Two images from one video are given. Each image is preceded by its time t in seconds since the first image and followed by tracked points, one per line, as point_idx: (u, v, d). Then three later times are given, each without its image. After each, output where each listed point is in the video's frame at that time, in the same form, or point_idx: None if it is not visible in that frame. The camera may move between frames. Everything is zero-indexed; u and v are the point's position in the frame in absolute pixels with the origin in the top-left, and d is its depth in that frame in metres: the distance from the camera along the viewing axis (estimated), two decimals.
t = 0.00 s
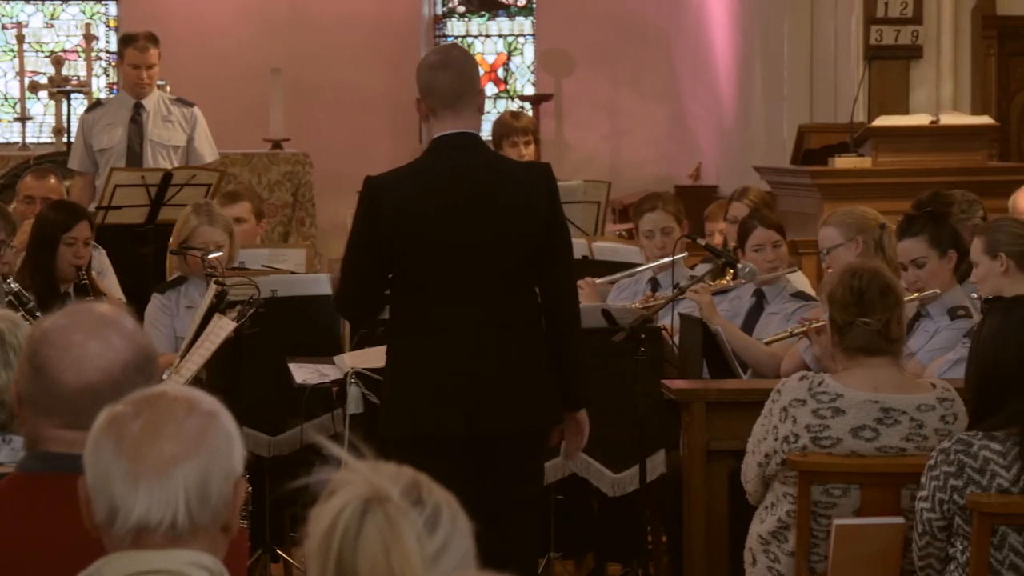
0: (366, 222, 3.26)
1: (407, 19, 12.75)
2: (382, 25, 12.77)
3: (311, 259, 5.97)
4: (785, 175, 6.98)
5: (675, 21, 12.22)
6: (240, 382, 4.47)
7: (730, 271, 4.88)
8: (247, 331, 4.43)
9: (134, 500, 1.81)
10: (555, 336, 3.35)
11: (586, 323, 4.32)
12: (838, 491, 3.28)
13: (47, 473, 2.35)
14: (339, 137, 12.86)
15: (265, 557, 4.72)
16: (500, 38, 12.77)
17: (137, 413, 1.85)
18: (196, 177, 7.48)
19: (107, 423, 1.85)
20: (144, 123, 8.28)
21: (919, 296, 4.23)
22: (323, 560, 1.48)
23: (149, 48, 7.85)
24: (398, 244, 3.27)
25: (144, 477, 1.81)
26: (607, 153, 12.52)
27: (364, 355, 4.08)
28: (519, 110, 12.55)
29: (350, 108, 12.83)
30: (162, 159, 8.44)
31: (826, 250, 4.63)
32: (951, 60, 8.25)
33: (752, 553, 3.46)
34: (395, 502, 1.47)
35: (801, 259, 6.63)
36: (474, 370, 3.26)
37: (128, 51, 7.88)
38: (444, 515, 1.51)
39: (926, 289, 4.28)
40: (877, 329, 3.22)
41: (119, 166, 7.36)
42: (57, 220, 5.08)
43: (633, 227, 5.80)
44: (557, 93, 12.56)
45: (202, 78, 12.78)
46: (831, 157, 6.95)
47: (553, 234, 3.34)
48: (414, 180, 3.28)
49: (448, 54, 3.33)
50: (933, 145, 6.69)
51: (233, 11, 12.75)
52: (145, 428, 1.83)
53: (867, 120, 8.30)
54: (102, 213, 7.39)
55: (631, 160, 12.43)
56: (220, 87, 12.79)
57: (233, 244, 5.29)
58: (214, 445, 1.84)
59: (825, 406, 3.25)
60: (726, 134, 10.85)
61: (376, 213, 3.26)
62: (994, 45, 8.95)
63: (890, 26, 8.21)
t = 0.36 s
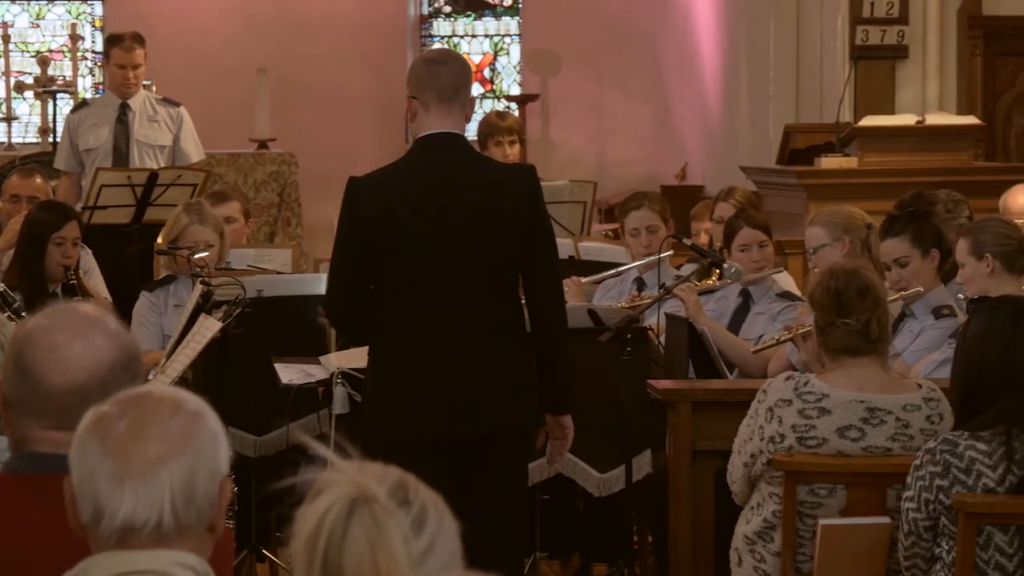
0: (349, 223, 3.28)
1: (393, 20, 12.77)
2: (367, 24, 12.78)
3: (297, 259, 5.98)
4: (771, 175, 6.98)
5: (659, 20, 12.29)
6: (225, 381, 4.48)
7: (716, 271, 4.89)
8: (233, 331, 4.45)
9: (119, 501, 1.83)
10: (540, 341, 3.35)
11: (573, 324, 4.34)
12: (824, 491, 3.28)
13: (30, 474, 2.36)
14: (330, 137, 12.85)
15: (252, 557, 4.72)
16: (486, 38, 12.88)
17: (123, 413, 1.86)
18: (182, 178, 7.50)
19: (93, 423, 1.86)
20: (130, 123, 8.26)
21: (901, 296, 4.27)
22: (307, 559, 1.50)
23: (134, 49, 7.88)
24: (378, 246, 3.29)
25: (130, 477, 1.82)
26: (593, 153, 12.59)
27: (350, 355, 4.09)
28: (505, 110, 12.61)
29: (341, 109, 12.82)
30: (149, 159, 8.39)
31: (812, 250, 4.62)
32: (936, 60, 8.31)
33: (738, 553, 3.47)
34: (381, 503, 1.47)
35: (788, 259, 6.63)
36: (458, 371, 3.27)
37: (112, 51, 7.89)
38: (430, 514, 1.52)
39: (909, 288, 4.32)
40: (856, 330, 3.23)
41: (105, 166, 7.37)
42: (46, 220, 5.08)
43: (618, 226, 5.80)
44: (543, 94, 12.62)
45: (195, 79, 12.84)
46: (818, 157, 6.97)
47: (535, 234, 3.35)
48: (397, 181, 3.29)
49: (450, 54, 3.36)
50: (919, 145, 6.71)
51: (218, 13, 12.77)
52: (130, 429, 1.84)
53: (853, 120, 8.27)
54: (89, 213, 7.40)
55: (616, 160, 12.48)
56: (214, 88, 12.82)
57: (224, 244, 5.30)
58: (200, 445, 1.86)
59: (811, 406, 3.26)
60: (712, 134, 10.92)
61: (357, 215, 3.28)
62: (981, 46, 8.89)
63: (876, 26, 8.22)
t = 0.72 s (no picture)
0: (338, 225, 3.28)
1: (382, 20, 12.86)
2: (358, 28, 12.88)
3: (283, 260, 6.01)
4: (758, 174, 6.99)
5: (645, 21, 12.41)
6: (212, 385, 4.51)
7: (703, 271, 4.88)
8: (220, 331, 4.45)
9: (105, 500, 1.82)
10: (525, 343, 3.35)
11: (557, 323, 4.29)
12: (811, 491, 3.29)
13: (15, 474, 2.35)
14: (321, 139, 12.92)
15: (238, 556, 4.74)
16: (473, 38, 12.92)
17: (109, 413, 1.86)
18: (169, 177, 7.43)
19: (79, 423, 1.86)
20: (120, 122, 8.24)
21: (886, 296, 4.28)
22: (294, 559, 1.50)
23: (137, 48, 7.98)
24: (366, 247, 3.29)
25: (116, 477, 1.82)
26: (580, 152, 12.66)
27: (338, 355, 4.10)
28: (492, 110, 12.65)
29: (331, 112, 12.92)
30: (139, 159, 8.40)
31: (800, 250, 4.62)
32: (923, 60, 8.39)
33: (725, 553, 3.48)
34: (368, 503, 1.48)
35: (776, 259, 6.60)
36: (445, 371, 3.27)
37: (119, 49, 7.94)
38: (417, 514, 1.54)
39: (894, 288, 4.33)
40: (837, 330, 3.25)
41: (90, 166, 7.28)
42: (32, 220, 5.09)
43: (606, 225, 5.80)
44: (530, 94, 12.70)
45: (188, 79, 12.86)
46: (805, 157, 6.98)
47: (524, 235, 3.34)
48: (386, 181, 3.28)
49: (444, 53, 3.35)
50: (905, 145, 6.72)
51: (206, 13, 12.81)
52: (117, 428, 1.84)
53: (840, 120, 8.32)
54: (75, 213, 7.35)
55: (603, 160, 12.56)
56: (208, 89, 12.87)
57: (217, 244, 5.31)
58: (186, 445, 1.86)
59: (798, 406, 3.26)
60: (699, 135, 11.02)
61: (347, 215, 3.28)
62: (967, 46, 8.89)
63: (863, 26, 8.28)
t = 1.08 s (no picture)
0: (324, 223, 3.29)
1: (370, 19, 12.87)
2: (347, 26, 12.89)
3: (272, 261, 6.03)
4: (746, 174, 7.01)
5: (635, 21, 12.44)
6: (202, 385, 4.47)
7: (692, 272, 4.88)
8: (209, 331, 4.45)
9: (95, 500, 1.82)
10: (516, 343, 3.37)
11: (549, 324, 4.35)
12: (800, 491, 3.29)
13: (9, 474, 2.37)
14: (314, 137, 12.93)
15: (228, 557, 4.76)
16: (462, 38, 12.86)
17: (98, 414, 1.86)
18: (157, 178, 7.40)
19: (68, 423, 1.86)
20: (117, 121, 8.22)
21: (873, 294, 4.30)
22: (283, 560, 1.49)
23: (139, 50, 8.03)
24: (355, 246, 3.30)
25: (104, 476, 1.82)
26: (570, 152, 12.70)
27: (327, 355, 4.13)
28: (482, 110, 12.66)
29: (323, 110, 12.91)
30: (135, 158, 8.37)
31: (789, 250, 4.63)
32: (912, 61, 8.44)
33: (714, 553, 3.48)
34: (358, 503, 1.48)
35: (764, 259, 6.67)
36: (430, 371, 3.27)
37: (125, 50, 7.96)
38: (406, 514, 1.53)
39: (881, 287, 4.35)
40: (825, 330, 3.26)
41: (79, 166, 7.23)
42: (20, 220, 5.09)
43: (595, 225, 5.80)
44: (519, 93, 12.75)
45: (179, 77, 12.87)
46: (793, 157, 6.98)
47: (512, 234, 3.35)
48: (376, 180, 3.29)
49: (432, 53, 3.37)
50: (894, 145, 6.73)
51: (194, 11, 12.82)
52: (106, 428, 1.84)
53: (829, 119, 8.41)
54: (64, 213, 7.28)
55: (592, 159, 12.63)
56: (199, 87, 12.87)
57: (212, 243, 5.30)
58: (176, 445, 1.86)
59: (786, 406, 3.27)
60: (689, 135, 11.05)
61: (336, 214, 3.28)
62: (955, 46, 8.93)
63: (852, 27, 8.37)
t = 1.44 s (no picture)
0: (315, 222, 3.29)
1: (360, 20, 12.85)
2: (340, 26, 12.88)
3: (263, 262, 6.04)
4: (736, 174, 7.01)
5: (627, 22, 12.47)
6: (193, 385, 4.49)
7: (683, 271, 4.90)
8: (200, 331, 4.46)
9: (86, 500, 1.82)
10: (515, 344, 3.33)
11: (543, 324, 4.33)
12: (792, 491, 3.29)
13: None
14: (309, 138, 12.96)
15: (218, 557, 4.77)
16: (452, 38, 12.83)
17: (89, 414, 1.86)
18: (149, 178, 7.42)
19: (59, 423, 1.86)
20: (113, 122, 8.22)
21: (866, 295, 4.31)
22: (273, 560, 1.49)
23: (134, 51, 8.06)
24: (345, 247, 3.30)
25: (96, 476, 1.82)
26: (560, 153, 12.77)
27: (318, 355, 4.13)
28: (473, 110, 12.70)
29: (318, 112, 12.95)
30: (130, 159, 8.39)
31: (780, 250, 4.65)
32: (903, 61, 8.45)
33: (706, 553, 3.49)
34: (348, 503, 1.47)
35: (755, 259, 6.70)
36: (422, 372, 3.27)
37: (121, 52, 8.02)
38: (397, 514, 1.53)
39: (874, 288, 4.37)
40: (817, 330, 3.26)
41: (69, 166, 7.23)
42: (9, 220, 5.09)
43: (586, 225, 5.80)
44: (510, 94, 12.80)
45: (173, 78, 12.87)
46: (785, 158, 6.99)
47: (504, 234, 3.33)
48: (366, 181, 3.29)
49: (424, 53, 3.36)
50: (885, 145, 6.73)
51: (186, 12, 12.81)
52: (98, 428, 1.84)
53: (819, 119, 8.46)
54: (54, 213, 7.28)
55: (583, 158, 12.69)
56: (195, 88, 12.87)
57: (206, 245, 5.30)
58: (167, 445, 1.86)
59: (778, 407, 3.27)
60: (680, 135, 11.06)
61: (327, 215, 3.29)
62: (947, 46, 9.00)
63: (842, 26, 8.42)
